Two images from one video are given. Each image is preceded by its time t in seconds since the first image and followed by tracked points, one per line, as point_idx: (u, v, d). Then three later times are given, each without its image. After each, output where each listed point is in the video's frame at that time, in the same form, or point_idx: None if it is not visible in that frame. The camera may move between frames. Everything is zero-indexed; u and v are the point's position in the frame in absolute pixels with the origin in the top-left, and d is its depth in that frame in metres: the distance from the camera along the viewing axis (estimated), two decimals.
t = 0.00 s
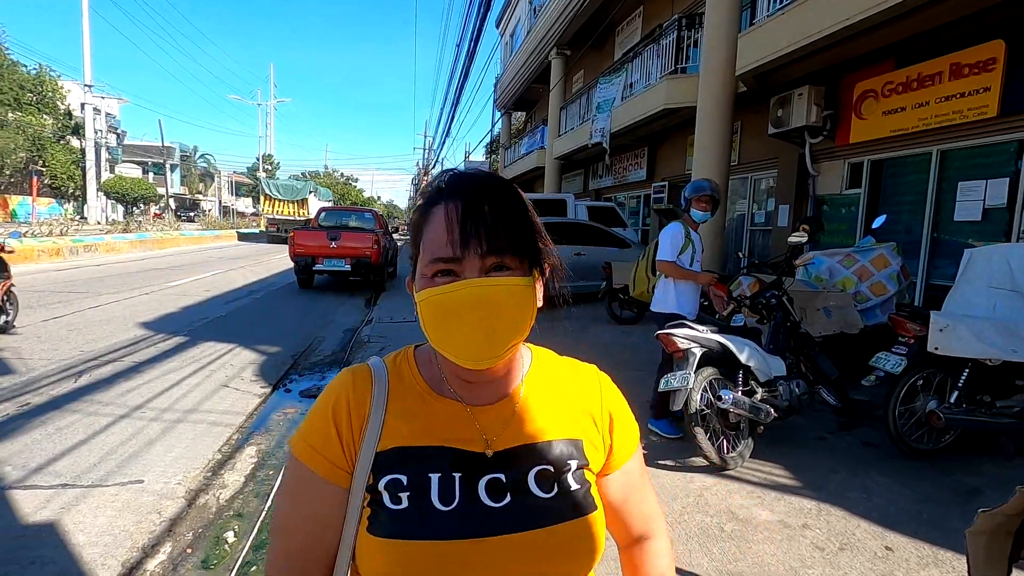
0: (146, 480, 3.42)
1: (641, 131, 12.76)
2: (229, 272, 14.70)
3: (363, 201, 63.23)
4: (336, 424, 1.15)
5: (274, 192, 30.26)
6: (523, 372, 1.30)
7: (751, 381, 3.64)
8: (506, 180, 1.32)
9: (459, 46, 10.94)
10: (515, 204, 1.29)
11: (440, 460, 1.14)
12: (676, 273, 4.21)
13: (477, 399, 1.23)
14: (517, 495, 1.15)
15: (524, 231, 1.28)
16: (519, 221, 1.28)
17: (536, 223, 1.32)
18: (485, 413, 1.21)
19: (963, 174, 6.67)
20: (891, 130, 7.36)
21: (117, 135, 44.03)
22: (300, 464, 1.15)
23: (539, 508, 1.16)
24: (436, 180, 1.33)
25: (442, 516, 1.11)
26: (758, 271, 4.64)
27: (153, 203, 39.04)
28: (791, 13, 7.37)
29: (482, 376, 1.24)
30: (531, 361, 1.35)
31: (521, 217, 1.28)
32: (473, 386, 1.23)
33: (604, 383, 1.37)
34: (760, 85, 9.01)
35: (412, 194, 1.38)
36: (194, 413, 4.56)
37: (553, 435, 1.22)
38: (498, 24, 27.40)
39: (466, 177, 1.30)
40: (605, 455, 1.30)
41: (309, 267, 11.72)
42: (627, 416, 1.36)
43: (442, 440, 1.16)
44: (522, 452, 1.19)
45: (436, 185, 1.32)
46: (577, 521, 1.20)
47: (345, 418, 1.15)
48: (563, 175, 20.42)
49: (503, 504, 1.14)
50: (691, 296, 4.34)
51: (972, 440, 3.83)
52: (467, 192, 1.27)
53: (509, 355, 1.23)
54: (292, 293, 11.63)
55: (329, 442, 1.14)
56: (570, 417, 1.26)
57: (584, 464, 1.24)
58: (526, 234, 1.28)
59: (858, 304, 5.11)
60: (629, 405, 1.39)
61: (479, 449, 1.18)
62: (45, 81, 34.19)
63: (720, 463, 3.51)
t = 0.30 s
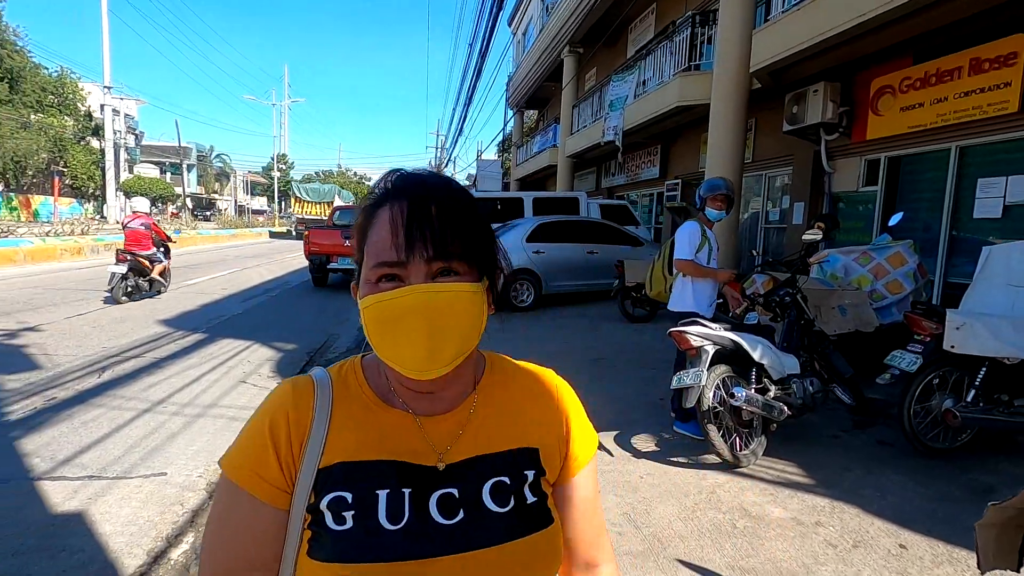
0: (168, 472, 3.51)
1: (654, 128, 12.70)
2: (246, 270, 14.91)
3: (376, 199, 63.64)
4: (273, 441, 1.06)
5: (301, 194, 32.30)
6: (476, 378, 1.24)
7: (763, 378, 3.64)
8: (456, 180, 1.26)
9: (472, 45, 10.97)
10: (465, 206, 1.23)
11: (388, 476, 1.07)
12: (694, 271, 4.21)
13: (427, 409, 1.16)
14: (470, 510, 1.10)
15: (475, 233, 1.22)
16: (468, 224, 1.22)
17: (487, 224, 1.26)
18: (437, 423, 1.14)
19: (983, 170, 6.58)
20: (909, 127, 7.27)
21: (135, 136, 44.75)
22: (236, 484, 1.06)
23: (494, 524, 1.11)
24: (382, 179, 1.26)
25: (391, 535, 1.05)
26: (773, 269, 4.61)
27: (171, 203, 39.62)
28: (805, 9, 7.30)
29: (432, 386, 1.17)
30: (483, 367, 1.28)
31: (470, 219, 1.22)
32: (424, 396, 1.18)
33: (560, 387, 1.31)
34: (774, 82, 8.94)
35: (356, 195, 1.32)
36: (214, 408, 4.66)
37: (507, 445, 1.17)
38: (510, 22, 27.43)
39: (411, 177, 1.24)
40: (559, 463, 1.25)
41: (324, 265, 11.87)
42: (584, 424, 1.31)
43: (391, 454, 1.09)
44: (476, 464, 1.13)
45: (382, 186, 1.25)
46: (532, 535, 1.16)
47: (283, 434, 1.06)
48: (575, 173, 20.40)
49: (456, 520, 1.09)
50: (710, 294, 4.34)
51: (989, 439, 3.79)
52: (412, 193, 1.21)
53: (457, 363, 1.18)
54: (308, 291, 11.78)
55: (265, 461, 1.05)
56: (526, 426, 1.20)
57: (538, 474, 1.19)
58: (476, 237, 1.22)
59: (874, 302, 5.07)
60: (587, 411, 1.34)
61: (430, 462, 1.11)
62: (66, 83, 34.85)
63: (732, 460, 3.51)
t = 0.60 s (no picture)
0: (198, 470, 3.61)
1: (676, 130, 12.60)
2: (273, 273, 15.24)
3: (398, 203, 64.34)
4: (222, 461, 0.99)
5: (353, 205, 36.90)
6: (443, 383, 1.15)
7: (787, 382, 3.59)
8: (416, 182, 1.22)
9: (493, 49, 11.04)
10: (424, 207, 1.18)
11: (345, 496, 0.98)
12: (717, 274, 4.16)
13: (390, 420, 1.08)
14: (436, 531, 1.01)
15: (437, 234, 1.17)
16: (429, 224, 1.17)
17: (448, 226, 1.22)
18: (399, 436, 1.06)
19: (1019, 168, 6.36)
20: (940, 124, 7.08)
21: (167, 143, 46.06)
22: (185, 508, 1.00)
23: (462, 544, 1.02)
24: (337, 179, 1.21)
25: (348, 561, 0.96)
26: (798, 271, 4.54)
27: (201, 208, 40.65)
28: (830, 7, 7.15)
29: (394, 396, 1.09)
30: (450, 368, 1.19)
31: (432, 220, 1.17)
32: (387, 404, 1.10)
33: (536, 388, 1.20)
34: (799, 81, 8.78)
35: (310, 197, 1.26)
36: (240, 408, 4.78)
37: (474, 455, 1.08)
38: (532, 26, 27.55)
39: (369, 177, 1.20)
40: (532, 471, 1.16)
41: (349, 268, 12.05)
42: (560, 426, 1.20)
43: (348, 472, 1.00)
44: (441, 479, 1.04)
45: (337, 185, 1.20)
46: (504, 556, 1.06)
47: (233, 454, 0.99)
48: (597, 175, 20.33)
49: (421, 543, 1.00)
50: (733, 297, 4.28)
51: None
52: (369, 194, 1.16)
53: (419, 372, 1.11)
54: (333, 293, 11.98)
55: (214, 483, 0.98)
56: (496, 434, 1.10)
57: (510, 486, 1.10)
58: (439, 239, 1.17)
59: (904, 305, 4.94)
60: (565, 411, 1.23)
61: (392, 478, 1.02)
62: (103, 93, 36.18)
63: (755, 465, 3.47)
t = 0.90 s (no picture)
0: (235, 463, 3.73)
1: (712, 126, 12.33)
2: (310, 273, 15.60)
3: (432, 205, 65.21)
4: (200, 480, 1.00)
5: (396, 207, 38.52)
6: (430, 392, 1.14)
7: (826, 385, 3.46)
8: (408, 178, 1.22)
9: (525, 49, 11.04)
10: (413, 204, 1.18)
11: (325, 511, 0.98)
12: (753, 273, 4.04)
13: (374, 430, 1.07)
14: (422, 546, 1.00)
15: (428, 231, 1.17)
16: (419, 221, 1.16)
17: (440, 223, 1.22)
18: (383, 448, 1.05)
19: None
20: (995, 116, 6.71)
21: (212, 148, 47.80)
22: (165, 530, 1.01)
23: (448, 559, 1.01)
24: (326, 174, 1.21)
25: None
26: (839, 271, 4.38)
27: (243, 210, 42.00)
28: None
29: (378, 401, 1.09)
30: (439, 375, 1.18)
31: (423, 217, 1.17)
32: (371, 414, 1.09)
33: (528, 396, 1.18)
34: (842, 74, 8.47)
35: (298, 193, 1.26)
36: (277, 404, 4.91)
37: (462, 466, 1.06)
38: (564, 24, 27.42)
39: (359, 172, 1.20)
40: (524, 481, 1.14)
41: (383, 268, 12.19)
42: (554, 433, 1.18)
43: (329, 487, 1.00)
44: (427, 491, 1.03)
45: (326, 180, 1.20)
46: (493, 569, 1.06)
47: (210, 472, 1.00)
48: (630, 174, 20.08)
49: (404, 559, 0.99)
50: (769, 298, 4.15)
51: None
52: (359, 189, 1.17)
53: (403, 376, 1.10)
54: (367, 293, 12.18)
55: (193, 504, 1.00)
56: (486, 444, 1.09)
57: (499, 498, 1.08)
58: (430, 236, 1.17)
59: (954, 306, 4.69)
60: (559, 417, 1.21)
61: (376, 491, 1.02)
62: (152, 101, 37.83)
63: (792, 471, 3.35)
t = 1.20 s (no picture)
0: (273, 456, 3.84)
1: (750, 118, 11.99)
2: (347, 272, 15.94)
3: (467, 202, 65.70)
4: (205, 483, 1.02)
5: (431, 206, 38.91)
6: (431, 391, 1.15)
7: (869, 384, 3.33)
8: (407, 175, 1.23)
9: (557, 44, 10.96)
10: (412, 204, 1.18)
11: (325, 508, 1.00)
12: (790, 269, 3.90)
13: (374, 428, 1.09)
14: (419, 540, 1.00)
15: (427, 229, 1.18)
16: (419, 220, 1.17)
17: (440, 223, 1.22)
18: (383, 446, 1.06)
19: None
20: None
21: (254, 151, 49.34)
22: (173, 536, 1.03)
23: (446, 552, 1.01)
24: (325, 174, 1.22)
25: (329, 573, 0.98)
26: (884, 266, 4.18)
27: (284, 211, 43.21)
28: None
29: (379, 401, 1.11)
30: (440, 376, 1.18)
31: (422, 214, 1.18)
32: (372, 414, 1.11)
33: (528, 395, 1.18)
34: (889, 59, 8.10)
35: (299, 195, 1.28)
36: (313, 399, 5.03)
37: (460, 462, 1.07)
38: (597, 18, 27.12)
39: (358, 172, 1.21)
40: (525, 478, 1.14)
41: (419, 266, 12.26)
42: (555, 430, 1.17)
43: (329, 485, 1.02)
44: (425, 485, 1.04)
45: (325, 181, 1.21)
46: (493, 562, 1.05)
47: (214, 475, 1.03)
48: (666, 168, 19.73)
49: (400, 552, 0.99)
50: (808, 294, 4.00)
51: None
52: (357, 189, 1.18)
53: (402, 378, 1.12)
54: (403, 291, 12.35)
55: (200, 509, 1.02)
56: (484, 440, 1.10)
57: (498, 492, 1.08)
58: (429, 235, 1.18)
59: (1011, 302, 4.43)
60: (560, 414, 1.21)
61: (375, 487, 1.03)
62: (199, 107, 39.33)
63: (832, 472, 3.24)
